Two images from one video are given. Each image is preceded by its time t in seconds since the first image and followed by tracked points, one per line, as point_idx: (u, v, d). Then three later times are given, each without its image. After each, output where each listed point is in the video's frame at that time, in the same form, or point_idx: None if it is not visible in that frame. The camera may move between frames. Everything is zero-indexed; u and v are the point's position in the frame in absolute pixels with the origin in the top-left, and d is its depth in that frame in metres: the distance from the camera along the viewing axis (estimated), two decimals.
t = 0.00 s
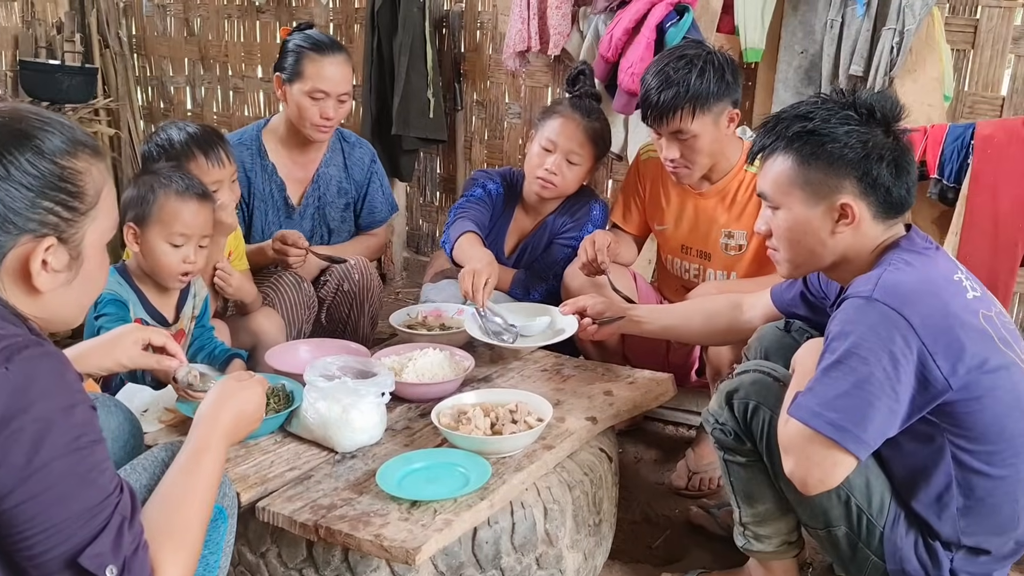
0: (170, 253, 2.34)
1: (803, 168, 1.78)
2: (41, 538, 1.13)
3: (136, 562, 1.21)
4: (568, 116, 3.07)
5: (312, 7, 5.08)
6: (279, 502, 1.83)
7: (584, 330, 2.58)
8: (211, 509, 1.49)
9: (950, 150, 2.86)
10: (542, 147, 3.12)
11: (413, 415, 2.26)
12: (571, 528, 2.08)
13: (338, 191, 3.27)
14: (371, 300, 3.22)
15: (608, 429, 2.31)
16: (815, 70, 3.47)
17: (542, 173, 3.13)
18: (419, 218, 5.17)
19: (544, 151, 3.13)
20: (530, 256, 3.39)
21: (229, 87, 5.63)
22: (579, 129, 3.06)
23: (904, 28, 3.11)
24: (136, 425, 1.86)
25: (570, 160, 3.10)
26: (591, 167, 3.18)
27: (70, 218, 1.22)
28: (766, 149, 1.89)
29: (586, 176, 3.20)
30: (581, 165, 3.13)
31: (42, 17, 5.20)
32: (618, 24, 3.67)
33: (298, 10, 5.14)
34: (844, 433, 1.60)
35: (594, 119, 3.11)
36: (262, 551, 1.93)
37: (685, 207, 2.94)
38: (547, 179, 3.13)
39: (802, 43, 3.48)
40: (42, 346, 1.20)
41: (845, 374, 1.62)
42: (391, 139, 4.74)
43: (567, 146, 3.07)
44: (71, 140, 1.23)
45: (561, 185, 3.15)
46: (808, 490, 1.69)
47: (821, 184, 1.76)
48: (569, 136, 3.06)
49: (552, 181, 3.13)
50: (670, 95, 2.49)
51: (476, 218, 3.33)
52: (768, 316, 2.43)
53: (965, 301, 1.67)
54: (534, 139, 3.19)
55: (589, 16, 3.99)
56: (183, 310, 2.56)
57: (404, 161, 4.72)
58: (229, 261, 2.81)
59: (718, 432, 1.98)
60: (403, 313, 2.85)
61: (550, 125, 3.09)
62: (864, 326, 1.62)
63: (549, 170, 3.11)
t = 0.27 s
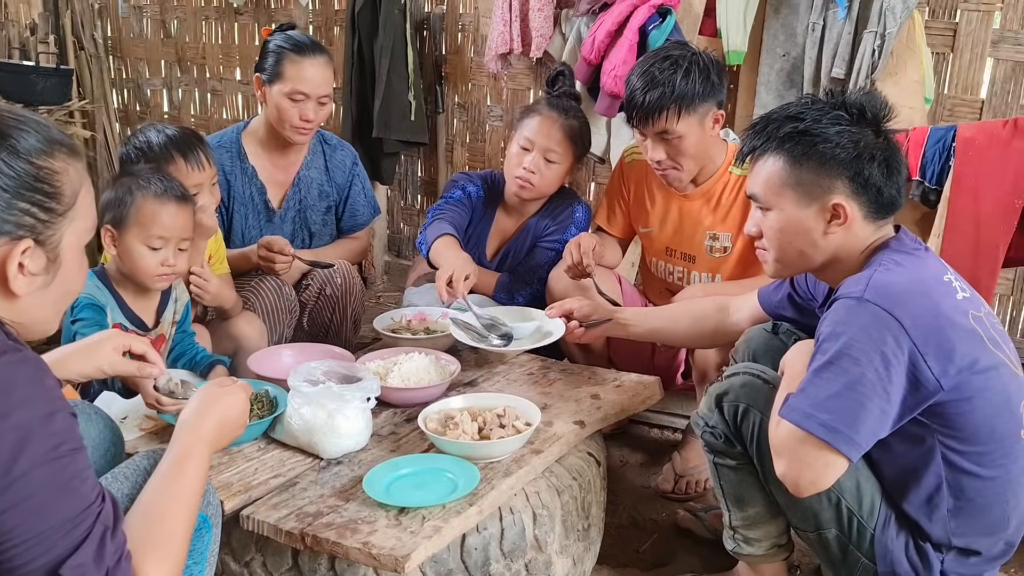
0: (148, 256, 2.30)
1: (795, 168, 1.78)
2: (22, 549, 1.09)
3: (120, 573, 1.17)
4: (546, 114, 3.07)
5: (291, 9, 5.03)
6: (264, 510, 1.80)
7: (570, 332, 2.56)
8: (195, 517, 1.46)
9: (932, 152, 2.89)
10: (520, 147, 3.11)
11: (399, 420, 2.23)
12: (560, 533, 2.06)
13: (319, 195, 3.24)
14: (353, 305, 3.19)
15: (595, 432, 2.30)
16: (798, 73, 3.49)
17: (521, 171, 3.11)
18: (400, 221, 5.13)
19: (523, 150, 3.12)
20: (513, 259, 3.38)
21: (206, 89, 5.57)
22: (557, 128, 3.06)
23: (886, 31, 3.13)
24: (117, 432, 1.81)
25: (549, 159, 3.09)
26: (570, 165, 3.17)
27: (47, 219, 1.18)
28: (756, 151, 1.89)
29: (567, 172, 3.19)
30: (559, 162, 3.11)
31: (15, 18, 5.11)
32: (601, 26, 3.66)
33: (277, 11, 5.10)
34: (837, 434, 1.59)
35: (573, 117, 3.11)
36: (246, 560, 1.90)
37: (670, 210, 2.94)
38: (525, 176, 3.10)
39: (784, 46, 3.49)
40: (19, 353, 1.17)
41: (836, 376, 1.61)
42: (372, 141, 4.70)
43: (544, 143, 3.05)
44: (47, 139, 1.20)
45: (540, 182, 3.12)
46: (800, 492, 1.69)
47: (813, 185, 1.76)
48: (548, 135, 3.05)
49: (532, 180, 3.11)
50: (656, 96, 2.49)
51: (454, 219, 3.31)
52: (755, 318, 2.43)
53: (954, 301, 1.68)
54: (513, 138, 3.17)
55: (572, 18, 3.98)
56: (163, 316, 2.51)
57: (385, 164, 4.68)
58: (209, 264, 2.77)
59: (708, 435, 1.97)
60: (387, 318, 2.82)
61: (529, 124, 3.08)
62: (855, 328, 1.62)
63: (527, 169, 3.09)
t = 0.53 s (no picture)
0: (133, 259, 2.26)
1: (790, 169, 1.77)
2: (7, 563, 1.05)
3: None
4: (527, 113, 3.06)
5: (275, 11, 4.99)
6: (254, 519, 1.77)
7: (562, 335, 2.54)
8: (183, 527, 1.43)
9: (920, 153, 2.91)
10: (504, 146, 3.08)
11: (389, 426, 2.20)
12: (554, 539, 2.04)
13: (306, 198, 3.21)
14: (341, 310, 3.18)
15: (588, 437, 2.27)
16: (785, 76, 3.50)
17: (508, 171, 3.09)
18: (386, 225, 5.09)
19: (507, 150, 3.09)
20: (502, 263, 3.36)
21: (189, 93, 5.52)
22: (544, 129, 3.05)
23: (873, 33, 3.14)
24: (102, 442, 1.77)
25: (535, 156, 3.06)
26: (555, 162, 3.14)
27: (30, 222, 1.15)
28: (751, 151, 1.88)
29: (552, 170, 3.17)
30: (544, 159, 3.08)
31: None
32: (588, 28, 3.65)
33: (261, 14, 5.05)
34: (834, 437, 1.58)
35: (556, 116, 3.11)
36: (236, 570, 1.87)
37: (659, 212, 2.93)
38: (514, 176, 3.08)
39: (771, 49, 3.50)
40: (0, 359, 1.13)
41: (833, 378, 1.60)
42: (357, 145, 4.67)
43: (528, 141, 3.03)
44: (28, 139, 1.17)
45: (527, 184, 3.12)
46: (797, 495, 1.68)
47: (808, 185, 1.75)
48: (532, 132, 3.03)
49: (519, 179, 3.10)
50: (648, 95, 2.50)
51: (443, 229, 3.23)
52: (748, 321, 2.42)
53: (950, 302, 1.67)
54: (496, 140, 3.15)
55: (559, 20, 3.97)
56: (147, 322, 2.47)
57: (371, 167, 4.64)
58: (195, 269, 2.73)
59: (702, 438, 1.96)
60: (376, 322, 2.79)
61: (513, 123, 3.06)
62: (852, 329, 1.61)
63: (514, 167, 3.07)
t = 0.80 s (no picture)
0: (117, 264, 2.22)
1: (782, 169, 1.76)
2: None
3: None
4: (508, 114, 3.09)
5: (260, 14, 4.95)
6: (241, 529, 1.74)
7: (553, 341, 2.52)
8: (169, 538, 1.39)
9: (910, 154, 2.92)
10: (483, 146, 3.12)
11: (379, 432, 2.17)
12: (546, 546, 2.01)
13: (295, 201, 3.18)
14: (331, 315, 3.14)
15: (580, 441, 2.25)
16: (773, 78, 3.50)
17: (485, 172, 3.11)
18: (373, 229, 5.05)
19: (485, 150, 3.13)
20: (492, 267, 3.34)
21: (173, 96, 5.47)
22: (525, 132, 3.08)
23: (861, 34, 3.14)
24: (87, 453, 1.73)
25: (512, 156, 3.07)
26: (538, 162, 3.15)
27: (10, 227, 1.12)
28: (743, 152, 1.87)
29: (535, 170, 3.17)
30: (525, 160, 3.09)
31: None
32: (576, 30, 3.63)
33: (246, 16, 5.01)
34: (830, 440, 1.56)
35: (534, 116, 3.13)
36: None
37: (649, 214, 2.92)
38: (489, 177, 3.10)
39: (759, 51, 3.51)
40: None
41: (828, 380, 1.58)
42: (343, 148, 4.62)
43: (505, 141, 3.07)
44: (8, 142, 1.12)
45: (506, 184, 3.11)
46: (792, 499, 1.66)
47: (801, 186, 1.74)
48: (512, 135, 3.06)
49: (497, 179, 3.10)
50: (640, 93, 2.55)
51: (432, 233, 3.21)
52: (740, 324, 2.41)
53: (944, 303, 1.66)
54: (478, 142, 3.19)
55: (546, 23, 3.96)
56: (131, 329, 2.44)
57: (358, 171, 4.60)
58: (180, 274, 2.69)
59: (696, 443, 1.94)
60: (365, 327, 2.75)
61: (493, 125, 3.11)
62: (847, 331, 1.59)
63: (491, 168, 3.09)
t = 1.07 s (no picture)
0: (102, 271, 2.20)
1: (773, 171, 1.76)
2: None
3: None
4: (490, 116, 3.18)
5: (247, 18, 4.93)
6: (231, 536, 1.72)
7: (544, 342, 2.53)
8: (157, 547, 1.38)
9: (899, 156, 2.93)
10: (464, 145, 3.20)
11: (369, 437, 2.16)
12: (539, 551, 2.00)
13: (289, 206, 3.23)
14: (324, 318, 3.13)
15: (572, 445, 2.24)
16: (762, 80, 3.52)
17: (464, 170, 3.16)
18: (363, 232, 5.03)
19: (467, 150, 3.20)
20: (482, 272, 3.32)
21: (160, 101, 5.45)
22: (503, 131, 3.16)
23: (849, 36, 3.15)
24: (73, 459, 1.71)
25: (487, 153, 3.13)
26: (517, 161, 3.19)
27: None
28: (735, 153, 1.86)
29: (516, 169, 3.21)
30: (502, 159, 3.14)
31: None
32: (565, 33, 3.63)
33: (233, 20, 4.99)
34: (823, 442, 1.56)
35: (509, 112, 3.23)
36: None
37: (640, 216, 2.92)
38: (468, 175, 3.15)
39: (748, 52, 3.52)
40: None
41: (821, 382, 1.58)
42: (332, 152, 4.59)
43: (482, 140, 3.14)
44: None
45: (482, 180, 3.15)
46: (786, 502, 1.65)
47: (793, 187, 1.73)
48: (492, 135, 3.14)
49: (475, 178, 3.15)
50: (630, 95, 2.56)
51: (419, 229, 3.24)
52: (731, 326, 2.40)
53: (936, 305, 1.66)
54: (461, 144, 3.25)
55: (535, 25, 3.95)
56: (118, 335, 2.42)
57: (347, 175, 4.57)
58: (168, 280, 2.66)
59: (688, 445, 1.93)
60: (355, 332, 2.73)
61: (474, 125, 3.19)
62: (839, 333, 1.59)
63: (468, 166, 3.15)
